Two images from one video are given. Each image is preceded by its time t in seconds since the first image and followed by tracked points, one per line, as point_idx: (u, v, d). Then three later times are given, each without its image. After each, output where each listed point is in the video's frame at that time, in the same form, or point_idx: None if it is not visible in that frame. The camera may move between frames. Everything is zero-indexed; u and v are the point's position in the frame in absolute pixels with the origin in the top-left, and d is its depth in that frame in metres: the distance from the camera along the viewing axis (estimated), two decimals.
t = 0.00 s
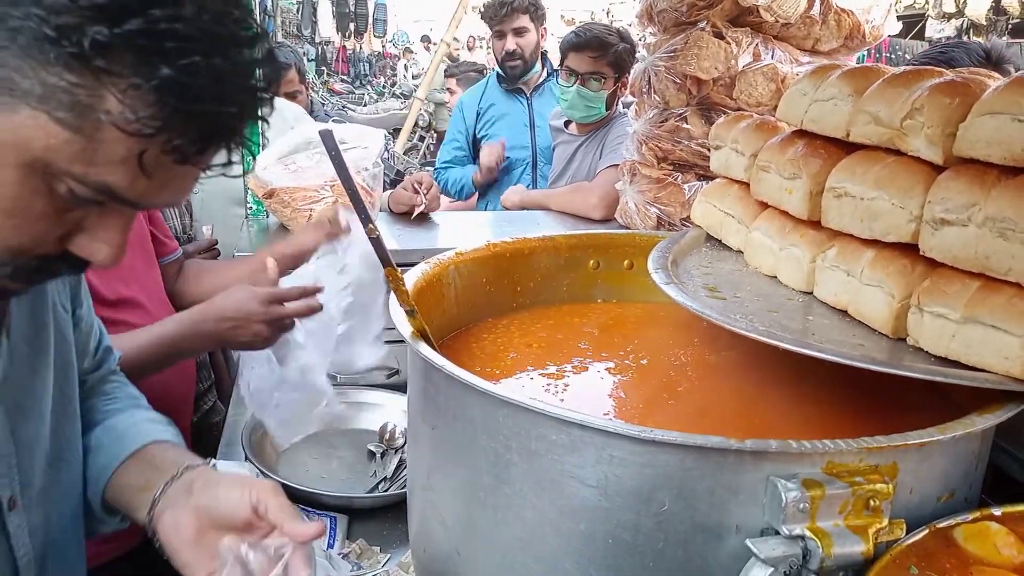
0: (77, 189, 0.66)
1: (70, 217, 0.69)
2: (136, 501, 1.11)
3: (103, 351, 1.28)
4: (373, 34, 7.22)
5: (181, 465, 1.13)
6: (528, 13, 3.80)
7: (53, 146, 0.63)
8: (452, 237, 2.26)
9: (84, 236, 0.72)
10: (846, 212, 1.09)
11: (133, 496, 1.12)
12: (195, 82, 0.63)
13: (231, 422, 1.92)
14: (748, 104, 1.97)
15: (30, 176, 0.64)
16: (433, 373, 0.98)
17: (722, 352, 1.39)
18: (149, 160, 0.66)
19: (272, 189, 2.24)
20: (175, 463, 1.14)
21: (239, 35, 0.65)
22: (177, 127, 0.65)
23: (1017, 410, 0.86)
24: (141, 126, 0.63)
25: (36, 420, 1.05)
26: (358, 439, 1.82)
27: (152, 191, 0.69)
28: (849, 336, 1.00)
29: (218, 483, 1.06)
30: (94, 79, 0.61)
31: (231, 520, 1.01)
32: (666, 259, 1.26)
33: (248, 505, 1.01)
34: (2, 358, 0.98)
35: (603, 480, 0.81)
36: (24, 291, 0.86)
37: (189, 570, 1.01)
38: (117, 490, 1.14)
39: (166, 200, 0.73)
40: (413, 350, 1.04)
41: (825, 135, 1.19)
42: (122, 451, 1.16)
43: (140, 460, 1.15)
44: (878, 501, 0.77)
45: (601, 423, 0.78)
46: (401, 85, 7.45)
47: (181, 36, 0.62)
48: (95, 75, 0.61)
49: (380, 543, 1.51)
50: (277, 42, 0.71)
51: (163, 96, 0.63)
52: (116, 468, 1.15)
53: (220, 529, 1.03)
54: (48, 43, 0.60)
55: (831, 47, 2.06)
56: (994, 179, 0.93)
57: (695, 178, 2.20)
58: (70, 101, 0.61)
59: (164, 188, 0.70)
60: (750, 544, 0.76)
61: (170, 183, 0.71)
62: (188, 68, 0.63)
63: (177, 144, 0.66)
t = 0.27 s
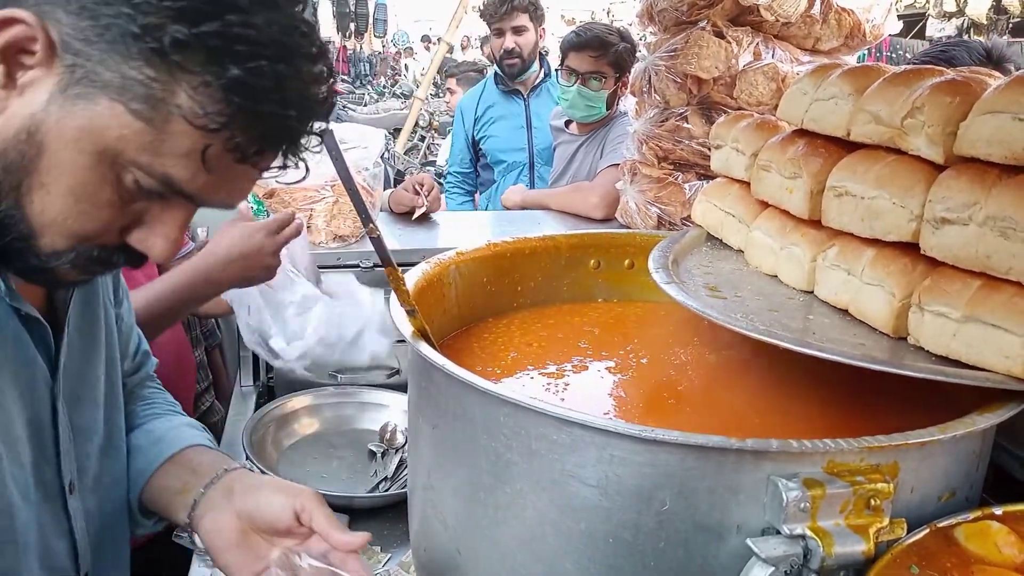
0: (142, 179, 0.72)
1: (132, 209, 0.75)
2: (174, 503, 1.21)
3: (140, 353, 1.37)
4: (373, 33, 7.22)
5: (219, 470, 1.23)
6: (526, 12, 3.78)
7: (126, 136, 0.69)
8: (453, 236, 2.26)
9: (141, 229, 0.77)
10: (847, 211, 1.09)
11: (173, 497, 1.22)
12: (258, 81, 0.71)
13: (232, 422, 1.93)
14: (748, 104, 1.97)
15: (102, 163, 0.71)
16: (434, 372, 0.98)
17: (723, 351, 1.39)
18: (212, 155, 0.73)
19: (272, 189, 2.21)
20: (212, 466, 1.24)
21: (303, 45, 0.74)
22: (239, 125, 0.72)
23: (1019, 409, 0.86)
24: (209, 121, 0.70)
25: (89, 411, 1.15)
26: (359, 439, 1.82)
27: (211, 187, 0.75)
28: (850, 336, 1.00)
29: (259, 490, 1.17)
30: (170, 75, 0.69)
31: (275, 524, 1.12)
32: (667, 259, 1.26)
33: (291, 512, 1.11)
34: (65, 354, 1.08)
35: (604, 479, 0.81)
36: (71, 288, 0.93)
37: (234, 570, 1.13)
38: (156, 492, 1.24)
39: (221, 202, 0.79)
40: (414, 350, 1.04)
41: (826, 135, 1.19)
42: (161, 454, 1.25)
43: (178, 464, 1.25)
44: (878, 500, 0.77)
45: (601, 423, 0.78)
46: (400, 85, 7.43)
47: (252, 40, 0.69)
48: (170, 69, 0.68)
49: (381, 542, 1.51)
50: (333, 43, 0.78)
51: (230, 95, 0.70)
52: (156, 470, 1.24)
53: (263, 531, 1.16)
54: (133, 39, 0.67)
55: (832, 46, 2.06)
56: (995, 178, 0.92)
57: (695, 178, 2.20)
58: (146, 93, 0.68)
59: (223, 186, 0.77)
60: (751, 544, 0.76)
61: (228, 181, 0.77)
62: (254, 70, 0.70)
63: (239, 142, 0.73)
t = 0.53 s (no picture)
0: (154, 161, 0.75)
1: (144, 190, 0.78)
2: (207, 522, 1.16)
3: (162, 358, 1.36)
4: (373, 32, 7.22)
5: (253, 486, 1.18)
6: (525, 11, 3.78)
7: (138, 121, 0.73)
8: (453, 236, 2.26)
9: (151, 212, 0.80)
10: (848, 211, 1.09)
11: (201, 514, 1.18)
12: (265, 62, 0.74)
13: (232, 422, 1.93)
14: (749, 103, 1.97)
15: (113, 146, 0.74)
16: (434, 373, 0.98)
17: (723, 351, 1.39)
18: (222, 138, 0.76)
19: (272, 188, 2.24)
20: (241, 485, 1.19)
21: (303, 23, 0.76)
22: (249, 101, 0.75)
23: (1020, 410, 0.86)
24: (218, 104, 0.74)
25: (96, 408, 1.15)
26: (359, 439, 1.82)
27: (218, 167, 0.79)
28: (850, 336, 1.00)
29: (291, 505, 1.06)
30: (179, 60, 0.71)
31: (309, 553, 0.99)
32: (667, 259, 1.26)
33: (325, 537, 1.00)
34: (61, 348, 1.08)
35: (605, 479, 0.81)
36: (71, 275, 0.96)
37: None
38: (184, 507, 1.21)
39: (227, 179, 0.82)
40: (414, 350, 1.04)
41: (826, 135, 1.19)
42: (188, 469, 1.21)
43: (208, 478, 1.21)
44: (879, 501, 0.77)
45: (602, 423, 0.78)
46: (401, 84, 7.43)
47: (253, 24, 0.72)
48: (180, 55, 0.71)
49: (381, 542, 1.51)
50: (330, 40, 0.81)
51: (239, 79, 0.73)
52: (186, 484, 1.21)
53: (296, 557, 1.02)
54: (141, 26, 0.70)
55: (832, 46, 2.06)
56: (996, 179, 0.92)
57: (696, 178, 2.20)
58: (157, 79, 0.71)
59: (228, 165, 0.80)
60: (752, 544, 0.76)
61: (235, 160, 0.80)
62: (260, 53, 0.73)
63: (249, 123, 0.76)
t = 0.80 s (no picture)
0: (144, 132, 0.77)
1: (139, 161, 0.80)
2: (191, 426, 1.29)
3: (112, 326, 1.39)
4: (371, 32, 7.22)
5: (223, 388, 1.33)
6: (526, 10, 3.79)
7: (121, 92, 0.73)
8: (451, 235, 2.26)
9: (150, 180, 0.82)
10: (845, 211, 1.09)
11: (187, 421, 1.29)
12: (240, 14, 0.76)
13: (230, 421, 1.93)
14: (747, 103, 1.97)
15: (102, 120, 0.75)
16: (431, 372, 0.98)
17: (721, 350, 1.39)
18: (206, 95, 0.77)
19: (270, 188, 2.24)
20: (212, 390, 1.32)
21: None
22: (226, 60, 0.76)
23: (1015, 410, 0.87)
24: (199, 63, 0.74)
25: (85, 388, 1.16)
26: (356, 438, 1.82)
27: (209, 128, 0.79)
28: (847, 335, 1.00)
29: (256, 394, 1.27)
30: (152, 23, 0.72)
31: (275, 426, 1.21)
32: (664, 258, 1.27)
33: (285, 413, 1.22)
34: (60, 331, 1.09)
35: (602, 478, 0.81)
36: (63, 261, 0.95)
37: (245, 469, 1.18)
38: (165, 422, 1.31)
39: (219, 141, 0.82)
40: (411, 349, 1.04)
41: (824, 134, 1.19)
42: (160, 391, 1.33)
43: (181, 395, 1.33)
44: (875, 499, 0.77)
45: (599, 422, 0.78)
46: (399, 84, 7.44)
47: None
48: (153, 18, 0.72)
49: (378, 541, 1.51)
50: None
51: (214, 32, 0.74)
52: (164, 403, 1.32)
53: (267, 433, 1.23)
54: None
55: (830, 46, 2.06)
56: (992, 179, 0.93)
57: (694, 178, 2.19)
58: (134, 46, 0.72)
59: (218, 125, 0.80)
60: (748, 543, 0.76)
61: (223, 120, 0.80)
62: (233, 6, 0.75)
63: (232, 78, 0.77)
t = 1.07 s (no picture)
0: (169, 112, 0.78)
1: (165, 142, 0.81)
2: (166, 429, 1.37)
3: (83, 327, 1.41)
4: (369, 29, 7.20)
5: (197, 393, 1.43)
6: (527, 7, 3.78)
7: (148, 72, 0.75)
8: (450, 234, 2.26)
9: (176, 159, 0.84)
10: (844, 211, 1.09)
11: (159, 424, 1.37)
12: None
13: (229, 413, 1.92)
14: (745, 102, 1.97)
15: (131, 101, 0.76)
16: (431, 370, 0.98)
17: (719, 349, 1.39)
18: (226, 74, 0.79)
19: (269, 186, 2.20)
20: (187, 395, 1.42)
21: None
22: (243, 40, 0.78)
23: (1013, 409, 0.87)
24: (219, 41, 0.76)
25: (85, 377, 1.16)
26: (356, 437, 1.82)
27: (230, 107, 0.82)
28: (846, 334, 1.00)
29: (234, 401, 1.41)
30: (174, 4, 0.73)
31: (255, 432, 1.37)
32: (663, 257, 1.27)
33: (264, 418, 1.37)
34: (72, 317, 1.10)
35: (602, 477, 0.81)
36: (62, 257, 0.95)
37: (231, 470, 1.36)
38: (140, 426, 1.36)
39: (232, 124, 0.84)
40: (411, 348, 1.04)
41: (823, 134, 1.19)
42: (133, 395, 1.39)
43: (153, 399, 1.40)
44: (874, 498, 0.77)
45: (599, 421, 0.78)
46: (398, 82, 7.43)
47: None
48: None
49: (378, 540, 1.51)
50: None
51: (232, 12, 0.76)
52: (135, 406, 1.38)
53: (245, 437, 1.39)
54: None
55: (828, 45, 2.06)
56: (991, 178, 0.93)
57: (693, 176, 2.20)
58: (158, 28, 0.73)
59: (238, 103, 0.83)
60: (748, 542, 0.76)
61: (243, 96, 0.83)
62: None
63: (247, 57, 0.79)
